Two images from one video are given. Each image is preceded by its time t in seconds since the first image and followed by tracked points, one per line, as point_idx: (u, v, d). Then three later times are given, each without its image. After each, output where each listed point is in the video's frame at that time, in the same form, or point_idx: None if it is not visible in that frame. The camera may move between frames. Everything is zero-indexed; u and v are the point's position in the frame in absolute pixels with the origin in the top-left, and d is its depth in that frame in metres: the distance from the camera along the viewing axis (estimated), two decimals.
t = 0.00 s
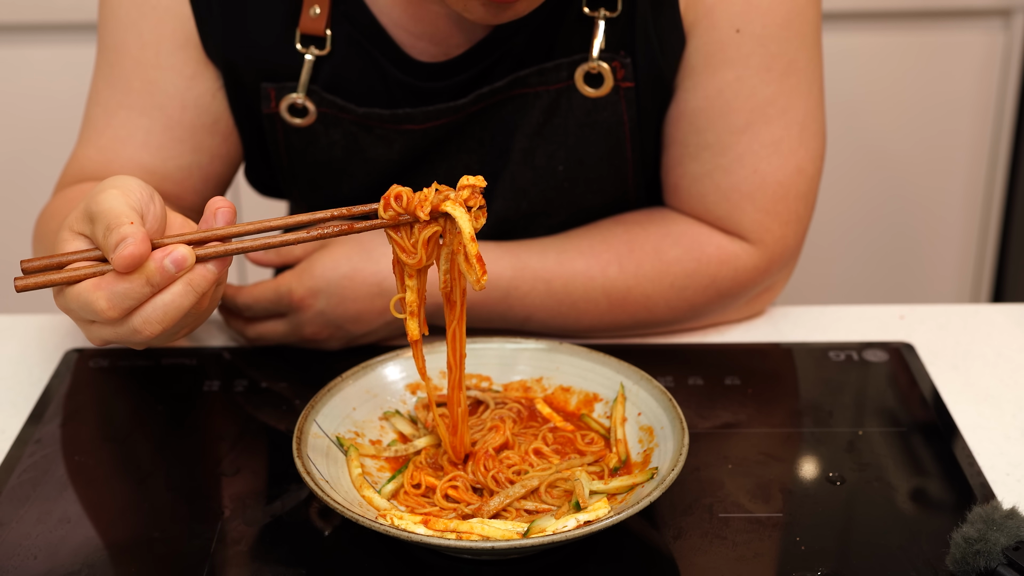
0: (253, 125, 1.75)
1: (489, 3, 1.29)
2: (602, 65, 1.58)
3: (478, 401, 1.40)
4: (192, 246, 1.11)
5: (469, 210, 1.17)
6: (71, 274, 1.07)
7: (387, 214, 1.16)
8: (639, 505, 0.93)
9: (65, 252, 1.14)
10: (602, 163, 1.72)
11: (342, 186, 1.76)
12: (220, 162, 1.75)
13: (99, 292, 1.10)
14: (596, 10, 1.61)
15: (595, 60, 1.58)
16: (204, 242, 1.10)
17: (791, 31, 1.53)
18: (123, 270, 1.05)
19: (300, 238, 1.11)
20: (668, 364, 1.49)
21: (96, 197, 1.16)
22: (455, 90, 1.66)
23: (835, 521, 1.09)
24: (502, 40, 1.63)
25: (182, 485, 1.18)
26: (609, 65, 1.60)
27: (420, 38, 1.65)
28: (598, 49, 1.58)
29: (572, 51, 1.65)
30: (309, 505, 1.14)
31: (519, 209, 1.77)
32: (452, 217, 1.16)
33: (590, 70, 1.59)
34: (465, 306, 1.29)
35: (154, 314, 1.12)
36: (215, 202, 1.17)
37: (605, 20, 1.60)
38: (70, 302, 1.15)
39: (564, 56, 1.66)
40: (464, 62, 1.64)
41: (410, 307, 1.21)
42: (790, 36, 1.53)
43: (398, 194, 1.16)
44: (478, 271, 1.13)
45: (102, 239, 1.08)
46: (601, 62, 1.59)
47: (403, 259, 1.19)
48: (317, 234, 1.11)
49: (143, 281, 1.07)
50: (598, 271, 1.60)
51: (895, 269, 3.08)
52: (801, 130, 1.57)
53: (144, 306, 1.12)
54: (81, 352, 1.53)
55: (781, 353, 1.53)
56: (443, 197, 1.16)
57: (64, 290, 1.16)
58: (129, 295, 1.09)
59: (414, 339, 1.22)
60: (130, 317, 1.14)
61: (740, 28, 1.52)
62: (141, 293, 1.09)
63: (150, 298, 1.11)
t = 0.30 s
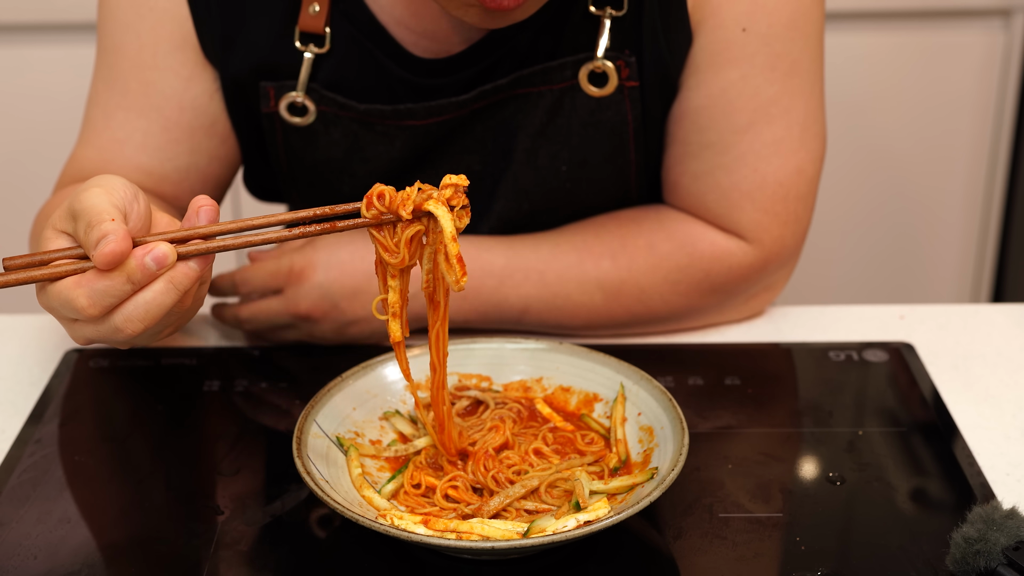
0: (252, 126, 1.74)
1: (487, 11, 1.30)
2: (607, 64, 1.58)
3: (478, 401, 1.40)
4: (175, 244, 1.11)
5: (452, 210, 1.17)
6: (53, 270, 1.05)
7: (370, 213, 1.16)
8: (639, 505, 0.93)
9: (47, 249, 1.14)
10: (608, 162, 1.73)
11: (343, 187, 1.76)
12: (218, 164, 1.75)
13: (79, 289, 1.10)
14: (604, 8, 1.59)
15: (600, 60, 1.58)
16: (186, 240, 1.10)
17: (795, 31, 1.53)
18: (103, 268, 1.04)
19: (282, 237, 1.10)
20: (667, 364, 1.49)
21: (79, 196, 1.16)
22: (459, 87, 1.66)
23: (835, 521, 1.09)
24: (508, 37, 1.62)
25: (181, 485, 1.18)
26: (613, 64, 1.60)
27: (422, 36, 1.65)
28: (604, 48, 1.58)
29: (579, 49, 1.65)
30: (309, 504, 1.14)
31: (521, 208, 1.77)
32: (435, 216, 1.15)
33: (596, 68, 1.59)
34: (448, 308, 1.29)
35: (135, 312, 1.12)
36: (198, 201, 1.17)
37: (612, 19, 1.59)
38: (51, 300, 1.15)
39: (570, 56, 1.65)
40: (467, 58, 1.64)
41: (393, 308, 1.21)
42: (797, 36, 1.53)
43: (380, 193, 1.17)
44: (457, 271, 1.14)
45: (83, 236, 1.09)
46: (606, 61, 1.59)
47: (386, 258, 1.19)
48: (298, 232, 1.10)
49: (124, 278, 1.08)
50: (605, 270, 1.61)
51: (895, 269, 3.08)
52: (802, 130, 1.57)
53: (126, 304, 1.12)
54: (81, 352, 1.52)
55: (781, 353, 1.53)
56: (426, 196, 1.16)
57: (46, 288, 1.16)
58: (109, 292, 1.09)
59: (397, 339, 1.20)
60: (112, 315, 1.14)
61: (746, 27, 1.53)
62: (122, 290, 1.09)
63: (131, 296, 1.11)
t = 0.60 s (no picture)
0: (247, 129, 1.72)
1: (479, 9, 1.27)
2: (613, 58, 1.59)
3: (478, 401, 1.40)
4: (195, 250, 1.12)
5: (468, 205, 1.17)
6: (73, 282, 1.06)
7: (388, 210, 1.17)
8: (639, 505, 0.93)
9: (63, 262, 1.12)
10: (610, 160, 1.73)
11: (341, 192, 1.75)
12: (215, 168, 1.74)
13: (105, 299, 1.10)
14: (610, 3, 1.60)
15: (607, 55, 1.58)
16: (206, 245, 1.13)
17: (797, 33, 1.54)
18: (130, 276, 1.06)
19: (302, 237, 1.12)
20: (668, 364, 1.49)
21: (93, 206, 1.14)
22: (461, 81, 1.65)
23: (835, 521, 1.09)
24: (509, 33, 1.62)
25: (182, 485, 1.18)
26: (619, 59, 1.60)
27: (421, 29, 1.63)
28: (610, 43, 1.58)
29: (584, 43, 1.65)
30: (309, 504, 1.14)
31: (521, 203, 1.78)
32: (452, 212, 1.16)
33: (602, 63, 1.60)
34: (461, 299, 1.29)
35: (161, 319, 1.12)
36: (212, 207, 1.18)
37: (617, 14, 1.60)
38: (74, 312, 1.14)
39: (575, 51, 1.66)
40: (469, 52, 1.63)
41: (406, 302, 1.20)
42: (800, 39, 1.54)
43: (397, 191, 1.17)
44: (478, 264, 1.14)
45: (103, 247, 1.08)
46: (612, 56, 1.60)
47: (403, 255, 1.20)
48: (319, 233, 1.12)
49: (150, 286, 1.08)
50: (595, 268, 1.63)
51: (896, 270, 3.08)
52: (804, 132, 1.58)
53: (151, 312, 1.12)
54: (80, 352, 1.52)
55: (780, 352, 1.53)
56: (442, 191, 1.16)
57: (66, 300, 1.15)
58: (136, 300, 1.09)
59: (410, 335, 1.20)
60: (136, 323, 1.14)
61: (751, 27, 1.53)
62: (148, 298, 1.10)
63: (156, 303, 1.12)
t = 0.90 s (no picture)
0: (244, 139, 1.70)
1: (477, 37, 1.27)
2: (619, 70, 1.57)
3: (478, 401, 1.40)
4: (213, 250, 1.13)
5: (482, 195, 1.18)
6: (94, 287, 1.08)
7: (404, 203, 1.17)
8: (638, 505, 0.93)
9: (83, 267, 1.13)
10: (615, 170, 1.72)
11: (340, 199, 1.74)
12: (213, 177, 1.72)
13: (128, 302, 1.09)
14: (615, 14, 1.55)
15: (612, 66, 1.57)
16: (225, 245, 1.12)
17: (808, 42, 1.54)
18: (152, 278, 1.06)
19: (320, 233, 1.12)
20: (668, 364, 1.49)
21: (109, 210, 1.15)
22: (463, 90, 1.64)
23: (835, 521, 1.09)
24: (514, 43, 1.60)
25: (182, 485, 1.18)
26: (626, 70, 1.59)
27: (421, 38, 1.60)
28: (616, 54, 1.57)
29: (589, 55, 1.65)
30: (309, 504, 1.14)
31: (525, 215, 1.77)
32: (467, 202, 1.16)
33: (607, 75, 1.59)
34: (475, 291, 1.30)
35: (184, 320, 1.12)
36: (228, 206, 1.19)
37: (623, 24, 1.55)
38: (96, 316, 1.14)
39: (580, 62, 1.65)
40: (472, 62, 1.61)
41: (424, 293, 1.22)
42: (806, 50, 1.55)
43: (413, 183, 1.17)
44: (493, 253, 1.15)
45: (123, 251, 1.08)
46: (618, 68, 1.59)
47: (419, 246, 1.20)
48: (337, 228, 1.13)
49: (171, 288, 1.08)
50: (599, 274, 1.62)
51: (897, 270, 3.08)
52: (809, 139, 1.59)
53: (173, 313, 1.12)
54: (81, 352, 1.53)
55: (780, 353, 1.53)
56: (457, 182, 1.16)
57: (87, 305, 1.15)
58: (158, 302, 1.09)
59: (426, 325, 1.22)
60: (158, 325, 1.13)
61: (761, 37, 1.53)
62: (170, 300, 1.09)
63: (178, 304, 1.11)
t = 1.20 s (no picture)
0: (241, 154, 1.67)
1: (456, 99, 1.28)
2: (619, 91, 1.55)
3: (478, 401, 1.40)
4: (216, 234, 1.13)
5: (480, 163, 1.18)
6: (102, 278, 1.08)
7: (403, 173, 1.17)
8: (639, 505, 0.93)
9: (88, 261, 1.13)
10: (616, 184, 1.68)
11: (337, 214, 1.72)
12: (211, 185, 1.71)
13: (137, 291, 1.10)
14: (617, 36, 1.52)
15: (612, 87, 1.55)
16: (228, 229, 1.12)
17: (812, 53, 1.52)
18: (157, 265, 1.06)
19: (322, 210, 1.13)
20: (667, 364, 1.49)
21: (110, 202, 1.14)
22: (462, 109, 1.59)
23: (835, 521, 1.09)
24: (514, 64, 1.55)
25: (182, 484, 1.18)
26: (627, 91, 1.57)
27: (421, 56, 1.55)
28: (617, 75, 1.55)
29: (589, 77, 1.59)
30: (309, 504, 1.14)
31: (526, 231, 1.73)
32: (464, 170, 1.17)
33: (608, 96, 1.57)
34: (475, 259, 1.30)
35: (193, 305, 1.12)
36: (228, 191, 1.18)
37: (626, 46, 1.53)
38: (105, 307, 1.14)
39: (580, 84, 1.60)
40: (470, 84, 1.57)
41: (425, 265, 1.22)
42: (810, 61, 1.52)
43: (411, 155, 1.18)
44: (488, 221, 1.15)
45: (128, 241, 1.08)
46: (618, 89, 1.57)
47: (419, 218, 1.20)
48: (339, 205, 1.13)
49: (178, 273, 1.08)
50: (600, 281, 1.62)
51: (898, 270, 3.08)
52: (812, 149, 1.57)
53: (181, 298, 1.12)
54: (81, 352, 1.52)
55: (780, 352, 1.53)
56: (454, 151, 1.17)
57: (95, 296, 1.15)
58: (167, 288, 1.09)
59: (427, 296, 1.23)
60: (168, 312, 1.14)
61: (765, 53, 1.51)
62: (178, 286, 1.10)
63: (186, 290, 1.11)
